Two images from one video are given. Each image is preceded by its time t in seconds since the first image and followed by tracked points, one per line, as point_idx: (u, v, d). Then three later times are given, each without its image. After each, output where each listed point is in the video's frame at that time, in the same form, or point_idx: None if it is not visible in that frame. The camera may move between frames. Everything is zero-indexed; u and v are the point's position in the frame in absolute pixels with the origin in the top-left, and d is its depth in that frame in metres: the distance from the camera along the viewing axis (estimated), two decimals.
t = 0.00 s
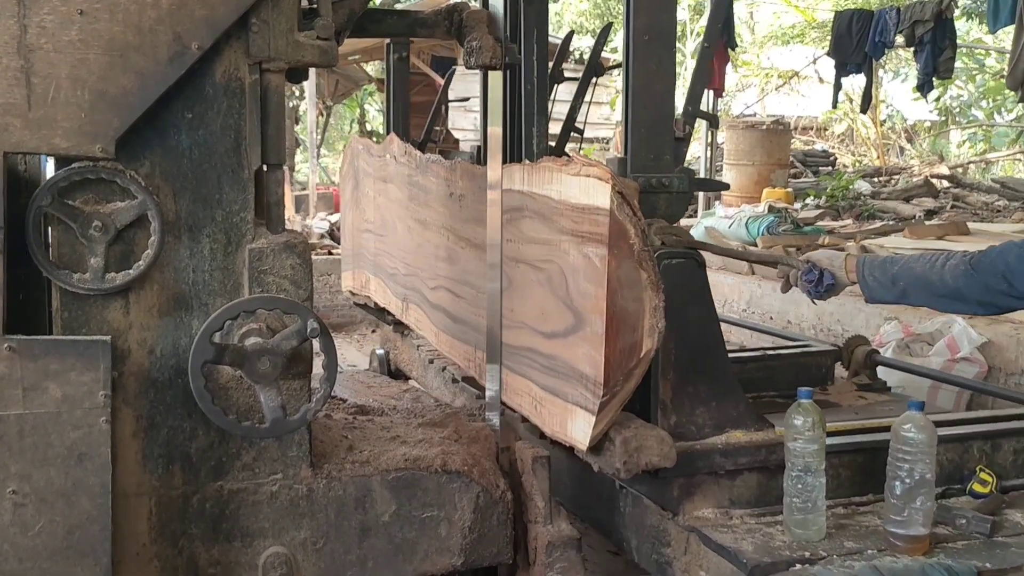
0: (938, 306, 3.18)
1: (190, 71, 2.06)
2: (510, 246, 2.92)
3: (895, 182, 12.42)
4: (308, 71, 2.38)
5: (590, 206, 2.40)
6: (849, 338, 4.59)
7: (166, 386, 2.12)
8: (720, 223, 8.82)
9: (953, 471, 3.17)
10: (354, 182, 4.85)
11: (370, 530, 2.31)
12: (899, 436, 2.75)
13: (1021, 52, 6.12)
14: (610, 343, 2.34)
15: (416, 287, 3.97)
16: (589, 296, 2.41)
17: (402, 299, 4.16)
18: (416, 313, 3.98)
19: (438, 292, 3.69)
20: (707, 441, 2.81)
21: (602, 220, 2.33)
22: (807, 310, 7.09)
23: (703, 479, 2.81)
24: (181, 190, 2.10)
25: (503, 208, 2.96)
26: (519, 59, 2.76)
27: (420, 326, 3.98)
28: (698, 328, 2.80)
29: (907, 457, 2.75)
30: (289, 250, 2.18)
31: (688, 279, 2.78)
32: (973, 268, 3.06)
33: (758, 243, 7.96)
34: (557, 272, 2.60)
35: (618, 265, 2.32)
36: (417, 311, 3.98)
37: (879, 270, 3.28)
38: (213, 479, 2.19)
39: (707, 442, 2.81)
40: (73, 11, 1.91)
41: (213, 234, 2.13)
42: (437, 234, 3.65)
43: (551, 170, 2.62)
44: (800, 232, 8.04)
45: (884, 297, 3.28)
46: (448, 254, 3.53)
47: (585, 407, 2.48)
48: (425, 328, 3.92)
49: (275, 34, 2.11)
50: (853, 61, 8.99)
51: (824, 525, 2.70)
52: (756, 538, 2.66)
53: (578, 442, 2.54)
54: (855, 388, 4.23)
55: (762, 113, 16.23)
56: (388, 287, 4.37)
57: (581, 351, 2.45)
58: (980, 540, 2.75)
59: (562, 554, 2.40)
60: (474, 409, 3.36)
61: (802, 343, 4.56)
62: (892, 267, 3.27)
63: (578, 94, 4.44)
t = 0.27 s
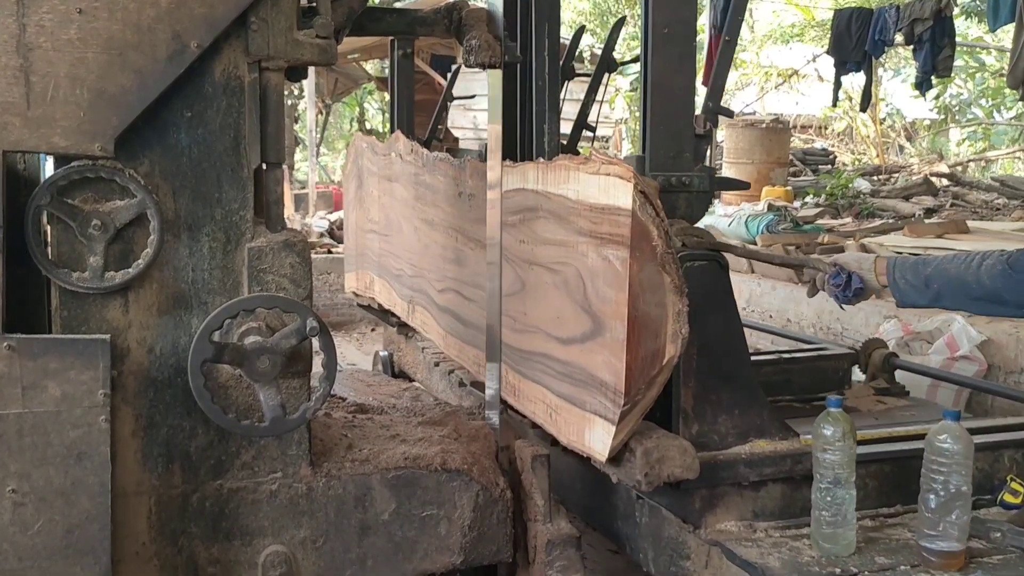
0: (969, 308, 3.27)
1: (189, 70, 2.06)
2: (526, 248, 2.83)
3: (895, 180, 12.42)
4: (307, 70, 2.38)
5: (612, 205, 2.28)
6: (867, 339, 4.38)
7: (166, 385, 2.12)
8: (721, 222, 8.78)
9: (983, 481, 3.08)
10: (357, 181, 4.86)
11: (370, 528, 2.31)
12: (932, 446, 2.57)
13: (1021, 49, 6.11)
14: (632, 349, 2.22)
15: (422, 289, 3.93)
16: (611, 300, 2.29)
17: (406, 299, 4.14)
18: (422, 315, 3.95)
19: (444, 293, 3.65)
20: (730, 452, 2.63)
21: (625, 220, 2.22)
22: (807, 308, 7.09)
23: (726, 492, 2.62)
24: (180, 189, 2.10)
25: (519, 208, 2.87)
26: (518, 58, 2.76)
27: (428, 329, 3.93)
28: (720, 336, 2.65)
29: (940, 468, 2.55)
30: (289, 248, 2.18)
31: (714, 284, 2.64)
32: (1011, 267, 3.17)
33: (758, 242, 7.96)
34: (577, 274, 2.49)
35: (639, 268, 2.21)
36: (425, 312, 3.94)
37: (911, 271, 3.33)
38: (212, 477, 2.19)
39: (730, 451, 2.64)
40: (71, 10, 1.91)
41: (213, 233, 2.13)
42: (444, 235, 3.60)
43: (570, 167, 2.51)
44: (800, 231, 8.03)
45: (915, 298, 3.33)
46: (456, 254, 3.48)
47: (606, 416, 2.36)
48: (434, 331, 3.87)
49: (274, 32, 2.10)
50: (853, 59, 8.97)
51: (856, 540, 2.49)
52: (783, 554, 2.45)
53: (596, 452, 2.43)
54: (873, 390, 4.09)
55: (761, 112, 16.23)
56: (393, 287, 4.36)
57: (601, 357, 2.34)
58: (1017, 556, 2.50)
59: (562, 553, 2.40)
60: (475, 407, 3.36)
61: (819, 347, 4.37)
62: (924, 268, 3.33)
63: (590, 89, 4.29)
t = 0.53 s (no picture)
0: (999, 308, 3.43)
1: (187, 68, 2.06)
2: (540, 249, 2.69)
3: (894, 179, 12.41)
4: (306, 68, 2.38)
5: (634, 204, 2.11)
6: (885, 344, 4.16)
7: (165, 384, 2.12)
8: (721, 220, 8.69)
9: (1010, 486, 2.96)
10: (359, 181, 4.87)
11: (369, 527, 2.31)
12: (972, 458, 2.34)
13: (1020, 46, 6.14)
14: (657, 357, 2.06)
15: (427, 290, 3.88)
16: (634, 305, 2.13)
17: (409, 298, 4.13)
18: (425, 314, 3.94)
19: (449, 293, 3.60)
20: (758, 464, 2.42)
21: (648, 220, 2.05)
22: (806, 306, 7.09)
23: (752, 506, 2.41)
24: (179, 188, 2.10)
25: (532, 208, 2.73)
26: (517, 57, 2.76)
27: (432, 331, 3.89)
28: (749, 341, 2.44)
29: (980, 480, 2.32)
30: (288, 247, 2.17)
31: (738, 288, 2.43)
32: None
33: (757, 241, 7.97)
34: (597, 277, 2.34)
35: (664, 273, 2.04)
36: (431, 314, 3.89)
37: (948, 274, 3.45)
38: (211, 476, 2.19)
39: (757, 463, 2.42)
40: (70, 8, 1.91)
41: (212, 232, 2.13)
42: (450, 236, 3.54)
43: (588, 164, 2.35)
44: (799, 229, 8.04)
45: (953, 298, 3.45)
46: (462, 256, 3.43)
47: (627, 428, 2.21)
48: (439, 334, 3.82)
49: (273, 31, 2.10)
50: (852, 57, 8.91)
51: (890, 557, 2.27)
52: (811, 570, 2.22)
53: (618, 466, 2.28)
54: (892, 395, 3.67)
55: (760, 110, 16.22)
56: (395, 287, 4.35)
57: (623, 365, 2.18)
58: None
59: (561, 551, 2.40)
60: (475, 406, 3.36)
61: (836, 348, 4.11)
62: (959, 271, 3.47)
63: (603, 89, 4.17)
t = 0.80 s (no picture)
0: None
1: (186, 66, 2.06)
2: (557, 251, 2.64)
3: (892, 177, 12.42)
4: (305, 67, 2.38)
5: (657, 204, 2.05)
6: (903, 347, 4.16)
7: (165, 382, 2.13)
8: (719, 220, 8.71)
9: None
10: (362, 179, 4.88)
11: (369, 524, 2.31)
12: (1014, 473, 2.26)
13: (1017, 44, 6.13)
14: (683, 365, 1.99)
15: (435, 292, 3.84)
16: (658, 310, 2.06)
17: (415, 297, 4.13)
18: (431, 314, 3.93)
19: (458, 296, 3.55)
20: (785, 477, 2.36)
21: (673, 221, 1.99)
22: (805, 304, 7.10)
23: (778, 519, 2.36)
24: (178, 186, 2.10)
25: (548, 209, 2.69)
26: (515, 56, 2.77)
27: (441, 335, 3.85)
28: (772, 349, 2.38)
29: None
30: (287, 245, 2.18)
31: (765, 294, 2.38)
32: None
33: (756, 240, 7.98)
34: (618, 280, 2.28)
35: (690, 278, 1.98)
36: (439, 317, 3.84)
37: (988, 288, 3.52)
38: (211, 474, 2.19)
39: (785, 476, 2.36)
40: (69, 7, 1.92)
41: (211, 230, 2.13)
42: (459, 238, 3.49)
43: (608, 164, 2.29)
44: (797, 228, 8.06)
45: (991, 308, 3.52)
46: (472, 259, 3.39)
47: (649, 439, 2.14)
48: (449, 340, 3.76)
49: (272, 29, 2.11)
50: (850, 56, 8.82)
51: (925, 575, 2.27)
52: None
53: (641, 479, 2.22)
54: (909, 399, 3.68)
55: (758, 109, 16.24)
56: (401, 288, 4.34)
57: (645, 373, 2.12)
58: None
59: (560, 549, 2.40)
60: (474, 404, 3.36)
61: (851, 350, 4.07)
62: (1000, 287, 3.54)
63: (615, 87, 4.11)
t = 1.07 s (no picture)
0: None
1: (185, 65, 2.06)
2: (573, 254, 2.48)
3: (890, 176, 12.42)
4: (304, 66, 2.37)
5: (688, 206, 1.88)
6: (924, 348, 3.88)
7: (163, 380, 2.13)
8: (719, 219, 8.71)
9: None
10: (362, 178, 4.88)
11: (368, 523, 2.31)
12: None
13: (1016, 41, 6.12)
14: (715, 377, 1.83)
15: (443, 295, 3.73)
16: (687, 319, 1.90)
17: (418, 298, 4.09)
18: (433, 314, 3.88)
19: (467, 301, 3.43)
20: (817, 491, 2.22)
21: (704, 223, 1.83)
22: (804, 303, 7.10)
23: (811, 538, 2.22)
24: (176, 185, 2.10)
25: (563, 211, 2.53)
26: (514, 54, 2.77)
27: (450, 341, 3.73)
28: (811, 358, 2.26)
29: None
30: (285, 244, 2.18)
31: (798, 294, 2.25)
32: None
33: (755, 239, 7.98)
34: (643, 285, 2.11)
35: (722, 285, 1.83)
36: (448, 322, 3.72)
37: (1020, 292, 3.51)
38: (209, 472, 2.19)
39: (817, 491, 2.22)
40: (67, 5, 1.91)
41: (210, 228, 2.13)
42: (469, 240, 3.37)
43: (630, 162, 2.14)
44: (796, 226, 8.06)
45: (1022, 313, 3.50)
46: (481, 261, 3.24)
47: (675, 454, 1.99)
48: (459, 346, 3.63)
49: (270, 28, 2.11)
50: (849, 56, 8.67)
51: None
52: None
53: (667, 496, 2.06)
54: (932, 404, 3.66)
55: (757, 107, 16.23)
56: (406, 289, 4.29)
57: (671, 384, 1.98)
58: None
59: (558, 547, 2.40)
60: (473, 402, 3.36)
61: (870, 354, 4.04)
62: None
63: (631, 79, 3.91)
